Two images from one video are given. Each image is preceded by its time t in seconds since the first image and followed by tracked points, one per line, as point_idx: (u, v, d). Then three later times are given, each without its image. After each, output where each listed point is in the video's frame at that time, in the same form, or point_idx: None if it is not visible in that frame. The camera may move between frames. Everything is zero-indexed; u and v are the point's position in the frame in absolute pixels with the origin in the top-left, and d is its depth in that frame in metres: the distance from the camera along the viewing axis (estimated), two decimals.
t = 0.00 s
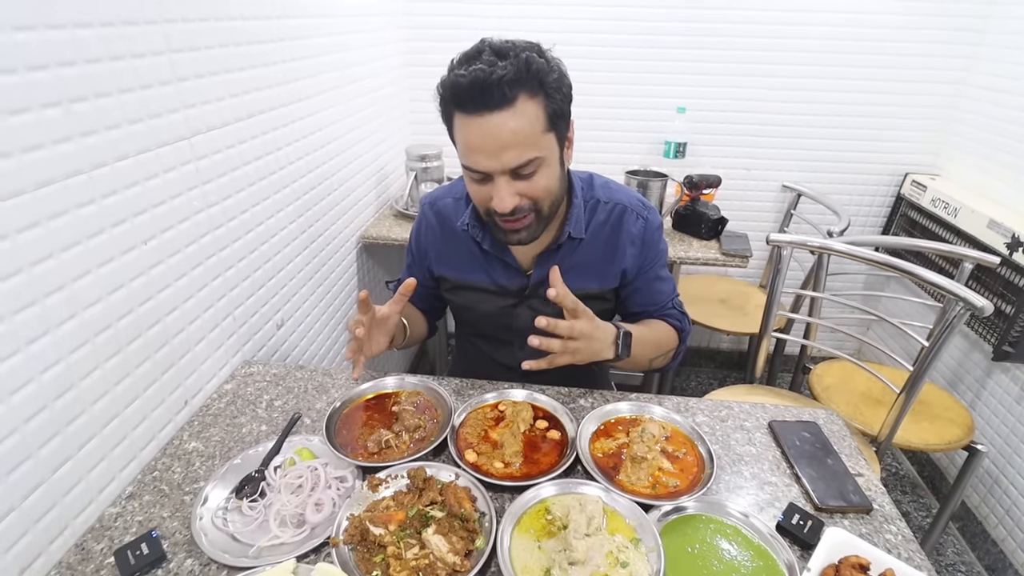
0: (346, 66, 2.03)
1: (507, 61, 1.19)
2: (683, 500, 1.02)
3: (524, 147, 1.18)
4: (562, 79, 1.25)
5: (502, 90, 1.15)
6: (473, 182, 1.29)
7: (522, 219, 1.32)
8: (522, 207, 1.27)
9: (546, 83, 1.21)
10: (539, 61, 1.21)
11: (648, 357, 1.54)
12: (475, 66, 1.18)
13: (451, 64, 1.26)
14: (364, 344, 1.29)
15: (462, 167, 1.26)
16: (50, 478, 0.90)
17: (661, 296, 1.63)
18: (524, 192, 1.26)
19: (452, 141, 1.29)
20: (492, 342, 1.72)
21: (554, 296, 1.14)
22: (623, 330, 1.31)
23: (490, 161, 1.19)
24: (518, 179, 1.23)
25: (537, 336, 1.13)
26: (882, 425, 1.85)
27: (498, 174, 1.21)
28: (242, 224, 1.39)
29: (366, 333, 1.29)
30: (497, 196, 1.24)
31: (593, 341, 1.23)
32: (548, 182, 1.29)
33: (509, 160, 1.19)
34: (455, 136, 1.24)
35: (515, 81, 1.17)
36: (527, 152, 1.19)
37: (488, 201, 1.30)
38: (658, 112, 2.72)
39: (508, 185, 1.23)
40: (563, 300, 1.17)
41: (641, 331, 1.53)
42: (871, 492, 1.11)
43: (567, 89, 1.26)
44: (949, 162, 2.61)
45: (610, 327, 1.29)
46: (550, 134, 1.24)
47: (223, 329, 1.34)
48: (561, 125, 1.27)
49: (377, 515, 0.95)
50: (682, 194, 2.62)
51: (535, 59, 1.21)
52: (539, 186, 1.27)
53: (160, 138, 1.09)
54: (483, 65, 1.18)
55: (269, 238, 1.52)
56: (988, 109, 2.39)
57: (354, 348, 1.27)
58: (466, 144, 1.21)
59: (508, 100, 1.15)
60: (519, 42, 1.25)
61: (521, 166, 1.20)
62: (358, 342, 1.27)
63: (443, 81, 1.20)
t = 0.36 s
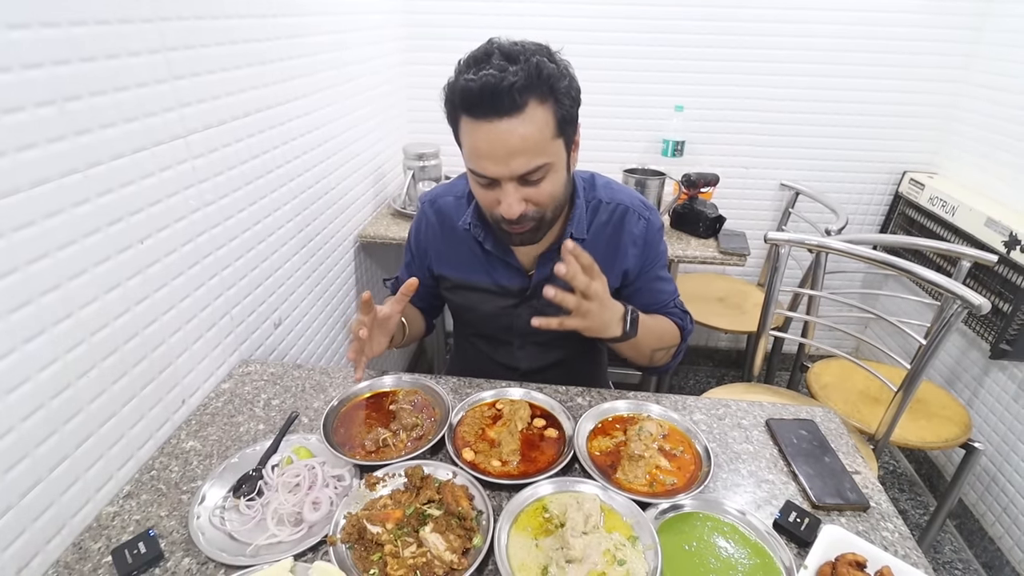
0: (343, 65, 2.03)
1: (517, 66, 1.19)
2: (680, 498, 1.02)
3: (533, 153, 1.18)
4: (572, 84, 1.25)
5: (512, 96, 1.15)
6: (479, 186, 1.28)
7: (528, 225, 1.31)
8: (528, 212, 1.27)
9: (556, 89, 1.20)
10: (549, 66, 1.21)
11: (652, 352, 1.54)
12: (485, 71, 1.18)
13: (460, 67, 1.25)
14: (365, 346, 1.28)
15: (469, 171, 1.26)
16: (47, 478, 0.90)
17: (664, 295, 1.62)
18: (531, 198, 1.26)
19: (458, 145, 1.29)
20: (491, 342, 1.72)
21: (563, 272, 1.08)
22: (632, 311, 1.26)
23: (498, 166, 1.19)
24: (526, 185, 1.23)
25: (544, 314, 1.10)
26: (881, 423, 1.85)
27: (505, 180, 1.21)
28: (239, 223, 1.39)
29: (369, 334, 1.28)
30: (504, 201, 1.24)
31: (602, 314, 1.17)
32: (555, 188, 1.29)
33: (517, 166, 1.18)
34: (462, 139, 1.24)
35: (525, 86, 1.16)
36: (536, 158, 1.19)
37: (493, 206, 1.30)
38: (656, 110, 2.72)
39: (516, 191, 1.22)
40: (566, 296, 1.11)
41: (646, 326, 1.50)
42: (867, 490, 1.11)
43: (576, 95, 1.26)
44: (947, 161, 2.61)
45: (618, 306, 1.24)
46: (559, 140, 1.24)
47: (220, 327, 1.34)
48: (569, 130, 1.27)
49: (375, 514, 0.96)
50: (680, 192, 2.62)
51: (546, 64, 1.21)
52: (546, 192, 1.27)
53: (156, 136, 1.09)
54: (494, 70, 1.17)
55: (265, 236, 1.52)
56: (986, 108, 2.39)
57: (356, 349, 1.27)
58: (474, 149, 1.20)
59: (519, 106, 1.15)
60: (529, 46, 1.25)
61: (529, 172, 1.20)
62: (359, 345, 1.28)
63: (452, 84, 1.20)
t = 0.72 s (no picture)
0: (343, 64, 2.03)
1: (534, 68, 1.18)
2: (680, 498, 1.02)
3: (547, 157, 1.18)
4: (588, 88, 1.25)
5: (529, 99, 1.14)
6: (491, 189, 1.28)
7: (538, 228, 1.31)
8: (539, 216, 1.27)
9: (572, 92, 1.20)
10: (566, 69, 1.20)
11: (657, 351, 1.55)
12: (501, 73, 1.18)
13: (474, 67, 1.25)
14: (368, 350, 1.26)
15: (481, 174, 1.25)
16: (46, 477, 0.90)
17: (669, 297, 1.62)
18: (543, 202, 1.25)
19: (470, 146, 1.28)
20: (495, 344, 1.72)
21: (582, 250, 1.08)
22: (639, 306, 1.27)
23: (511, 170, 1.19)
24: (538, 189, 1.23)
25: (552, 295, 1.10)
26: (881, 423, 1.85)
27: (519, 183, 1.21)
28: (239, 222, 1.38)
29: (373, 335, 1.26)
30: (515, 205, 1.24)
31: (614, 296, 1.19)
32: (567, 192, 1.28)
33: (531, 170, 1.18)
34: (475, 141, 1.23)
35: (542, 89, 1.16)
36: (550, 162, 1.18)
37: (504, 209, 1.29)
38: (656, 110, 2.72)
39: (528, 194, 1.22)
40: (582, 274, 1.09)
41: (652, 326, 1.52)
42: (868, 489, 1.11)
43: (591, 99, 1.26)
44: (948, 160, 2.61)
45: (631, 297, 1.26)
46: (573, 144, 1.24)
47: (220, 326, 1.34)
48: (583, 135, 1.27)
49: (374, 513, 0.95)
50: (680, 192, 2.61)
51: (563, 67, 1.21)
52: (558, 196, 1.27)
53: (156, 135, 1.09)
54: (510, 72, 1.17)
55: (266, 235, 1.52)
56: (987, 108, 2.39)
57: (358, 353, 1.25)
58: (488, 151, 1.19)
59: (535, 109, 1.15)
60: (546, 47, 1.24)
61: (543, 175, 1.20)
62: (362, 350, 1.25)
63: (467, 86, 1.19)
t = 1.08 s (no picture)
0: (340, 64, 2.03)
1: (536, 61, 1.20)
2: (678, 494, 1.03)
3: (550, 149, 1.18)
4: (588, 85, 1.26)
5: (531, 90, 1.15)
6: (490, 184, 1.27)
7: (538, 226, 1.30)
8: (540, 212, 1.26)
9: (573, 86, 1.21)
10: (568, 63, 1.22)
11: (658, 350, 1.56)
12: (503, 64, 1.18)
13: (475, 61, 1.25)
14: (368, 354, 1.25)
15: (481, 167, 1.24)
16: (45, 477, 0.90)
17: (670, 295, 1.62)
18: (543, 198, 1.25)
19: (470, 141, 1.28)
20: (494, 349, 1.72)
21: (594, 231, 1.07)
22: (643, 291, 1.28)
23: (513, 162, 1.18)
24: (539, 184, 1.23)
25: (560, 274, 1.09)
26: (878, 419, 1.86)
27: (520, 177, 1.20)
28: (236, 223, 1.38)
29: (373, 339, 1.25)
30: (516, 199, 1.22)
31: (621, 282, 1.19)
32: (568, 189, 1.28)
33: (533, 162, 1.18)
34: (476, 133, 1.23)
35: (544, 81, 1.17)
36: (552, 155, 1.18)
37: (503, 206, 1.28)
38: (652, 109, 2.73)
39: (529, 189, 1.21)
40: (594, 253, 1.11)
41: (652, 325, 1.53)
42: (864, 484, 1.12)
43: (591, 95, 1.28)
44: (943, 157, 2.62)
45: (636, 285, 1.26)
46: (574, 139, 1.24)
47: (218, 327, 1.34)
48: (584, 130, 1.27)
49: (373, 511, 0.96)
50: (677, 190, 2.62)
51: (564, 61, 1.22)
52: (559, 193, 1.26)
53: (153, 136, 1.09)
54: (512, 64, 1.18)
55: (263, 236, 1.52)
56: (982, 105, 2.40)
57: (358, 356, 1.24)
58: (488, 143, 1.19)
59: (537, 101, 1.15)
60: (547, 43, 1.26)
61: (544, 168, 1.20)
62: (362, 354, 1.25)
63: (468, 78, 1.20)
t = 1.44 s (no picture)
0: (341, 65, 2.04)
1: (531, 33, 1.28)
2: (677, 492, 1.04)
3: (553, 107, 1.22)
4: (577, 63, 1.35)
5: (531, 51, 1.22)
6: (494, 155, 1.28)
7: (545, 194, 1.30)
8: (546, 176, 1.27)
9: (567, 57, 1.29)
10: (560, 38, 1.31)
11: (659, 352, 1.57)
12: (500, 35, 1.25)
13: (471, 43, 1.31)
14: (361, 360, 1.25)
15: (485, 136, 1.26)
16: (50, 474, 0.91)
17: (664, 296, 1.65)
18: (549, 161, 1.27)
19: (470, 118, 1.31)
20: (490, 351, 1.73)
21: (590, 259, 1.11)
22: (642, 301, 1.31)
23: (518, 120, 1.21)
24: (543, 146, 1.25)
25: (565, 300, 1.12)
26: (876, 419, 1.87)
27: (526, 137, 1.23)
28: (239, 223, 1.39)
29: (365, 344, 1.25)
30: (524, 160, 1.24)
31: (626, 297, 1.21)
32: (571, 155, 1.31)
33: (538, 119, 1.21)
34: (479, 103, 1.26)
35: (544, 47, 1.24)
36: (555, 113, 1.23)
37: (509, 175, 1.28)
38: (651, 110, 2.74)
39: (535, 149, 1.24)
40: (598, 274, 1.13)
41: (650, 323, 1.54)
42: (862, 483, 1.12)
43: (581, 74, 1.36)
44: (941, 159, 2.63)
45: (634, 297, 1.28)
46: (572, 105, 1.30)
47: (221, 327, 1.35)
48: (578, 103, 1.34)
49: (375, 509, 0.97)
50: (676, 192, 2.63)
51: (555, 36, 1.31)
52: (563, 157, 1.29)
53: (157, 137, 1.10)
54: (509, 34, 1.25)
55: (265, 236, 1.53)
56: (980, 107, 2.41)
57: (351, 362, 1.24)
58: (493, 106, 1.22)
59: (538, 61, 1.22)
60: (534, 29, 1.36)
61: (549, 127, 1.23)
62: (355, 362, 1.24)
63: (468, 50, 1.25)
